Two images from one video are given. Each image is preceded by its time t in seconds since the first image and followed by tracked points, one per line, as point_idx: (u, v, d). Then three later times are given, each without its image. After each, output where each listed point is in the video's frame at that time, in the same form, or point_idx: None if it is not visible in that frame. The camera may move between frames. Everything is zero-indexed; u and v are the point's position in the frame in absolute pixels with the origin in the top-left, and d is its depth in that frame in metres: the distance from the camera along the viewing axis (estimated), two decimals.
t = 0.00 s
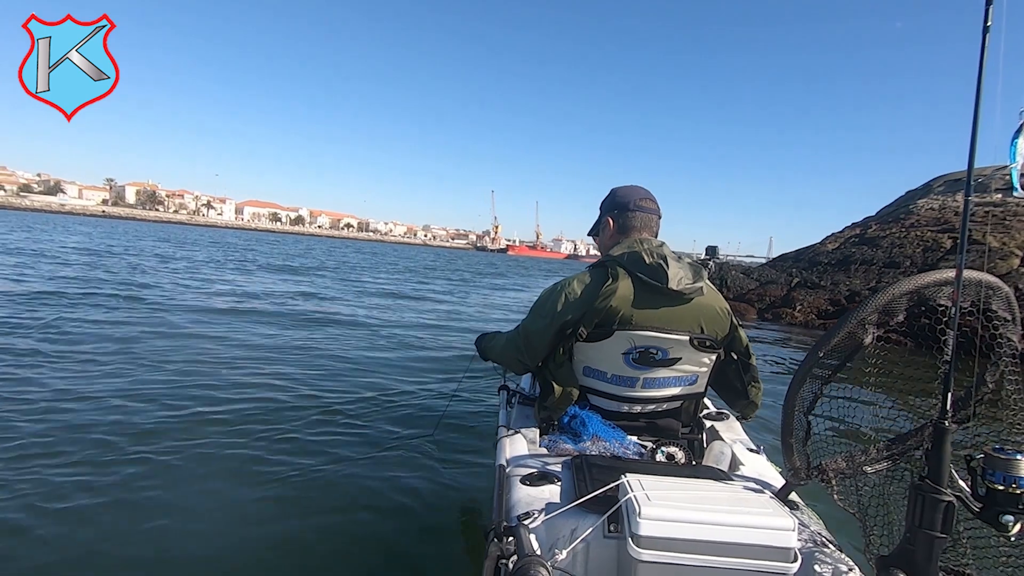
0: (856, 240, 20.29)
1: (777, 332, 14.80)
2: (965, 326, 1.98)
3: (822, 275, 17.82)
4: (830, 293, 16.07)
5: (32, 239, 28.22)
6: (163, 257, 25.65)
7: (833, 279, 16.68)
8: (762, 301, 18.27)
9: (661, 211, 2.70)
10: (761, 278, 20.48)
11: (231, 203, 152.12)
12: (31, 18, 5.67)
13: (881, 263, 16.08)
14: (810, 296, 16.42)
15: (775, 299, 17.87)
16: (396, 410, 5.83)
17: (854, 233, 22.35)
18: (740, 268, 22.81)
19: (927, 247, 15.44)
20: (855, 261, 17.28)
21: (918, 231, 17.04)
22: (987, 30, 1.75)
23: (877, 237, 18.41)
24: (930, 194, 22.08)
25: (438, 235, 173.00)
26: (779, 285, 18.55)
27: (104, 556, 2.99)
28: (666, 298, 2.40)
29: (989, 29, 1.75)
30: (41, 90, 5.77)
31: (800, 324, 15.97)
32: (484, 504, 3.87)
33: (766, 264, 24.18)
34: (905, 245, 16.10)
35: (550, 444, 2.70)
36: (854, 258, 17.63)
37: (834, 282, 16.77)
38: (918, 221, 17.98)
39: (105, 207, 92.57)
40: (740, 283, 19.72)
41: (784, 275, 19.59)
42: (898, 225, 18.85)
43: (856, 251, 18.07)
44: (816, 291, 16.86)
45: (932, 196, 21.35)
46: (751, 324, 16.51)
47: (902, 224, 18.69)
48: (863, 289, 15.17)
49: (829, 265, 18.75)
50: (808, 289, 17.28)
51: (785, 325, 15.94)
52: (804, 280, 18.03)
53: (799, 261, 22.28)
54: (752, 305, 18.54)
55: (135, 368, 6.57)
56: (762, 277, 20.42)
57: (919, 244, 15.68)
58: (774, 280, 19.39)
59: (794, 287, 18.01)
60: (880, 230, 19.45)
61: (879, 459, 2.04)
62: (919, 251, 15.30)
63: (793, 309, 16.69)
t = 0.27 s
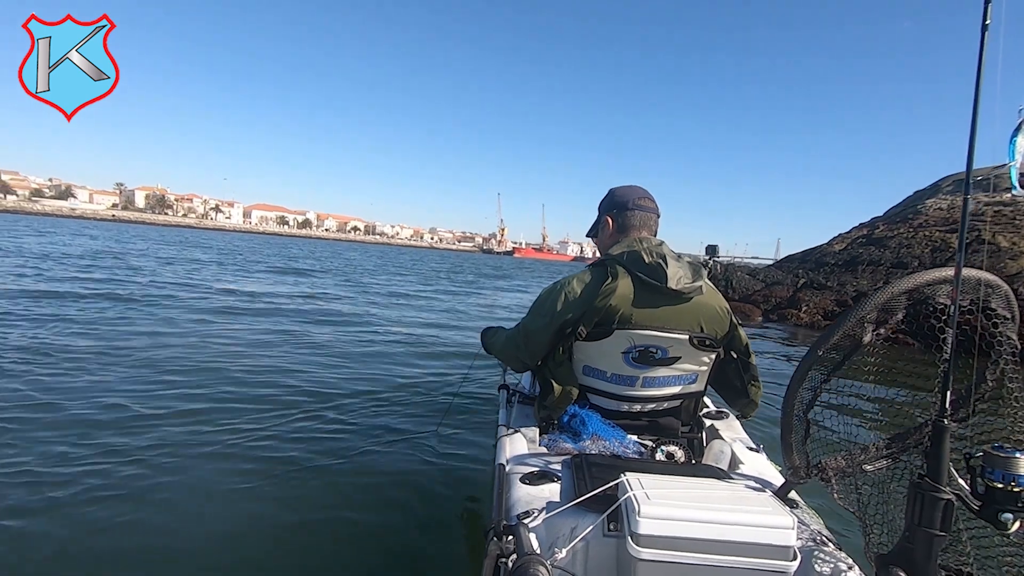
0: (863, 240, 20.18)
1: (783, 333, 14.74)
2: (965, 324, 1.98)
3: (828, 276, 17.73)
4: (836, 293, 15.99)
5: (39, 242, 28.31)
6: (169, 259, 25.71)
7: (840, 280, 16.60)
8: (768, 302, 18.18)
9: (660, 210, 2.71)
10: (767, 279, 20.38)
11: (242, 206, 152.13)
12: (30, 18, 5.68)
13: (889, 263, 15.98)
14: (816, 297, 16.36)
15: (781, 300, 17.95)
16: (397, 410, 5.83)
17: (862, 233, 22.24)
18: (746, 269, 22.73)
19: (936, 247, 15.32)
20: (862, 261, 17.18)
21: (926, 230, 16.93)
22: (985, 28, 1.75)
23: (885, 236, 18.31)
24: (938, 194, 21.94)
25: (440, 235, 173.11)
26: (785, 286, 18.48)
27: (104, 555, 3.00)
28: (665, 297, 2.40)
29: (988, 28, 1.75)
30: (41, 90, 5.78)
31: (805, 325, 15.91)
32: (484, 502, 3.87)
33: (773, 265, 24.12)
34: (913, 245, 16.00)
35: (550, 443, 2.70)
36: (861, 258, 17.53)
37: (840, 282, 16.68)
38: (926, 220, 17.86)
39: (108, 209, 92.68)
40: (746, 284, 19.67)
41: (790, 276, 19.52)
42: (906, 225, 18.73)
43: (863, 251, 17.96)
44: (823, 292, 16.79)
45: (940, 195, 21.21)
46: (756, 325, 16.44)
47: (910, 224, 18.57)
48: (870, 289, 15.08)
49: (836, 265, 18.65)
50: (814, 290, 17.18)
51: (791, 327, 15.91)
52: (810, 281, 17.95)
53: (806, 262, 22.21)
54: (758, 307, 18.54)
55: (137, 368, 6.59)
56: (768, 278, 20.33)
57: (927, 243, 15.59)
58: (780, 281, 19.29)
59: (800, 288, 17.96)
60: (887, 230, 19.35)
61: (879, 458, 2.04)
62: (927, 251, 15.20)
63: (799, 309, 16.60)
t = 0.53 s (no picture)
0: (871, 242, 20.07)
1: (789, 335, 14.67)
2: (963, 323, 1.98)
3: (835, 277, 17.63)
4: (842, 294, 15.92)
5: (48, 244, 28.45)
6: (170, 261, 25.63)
7: (846, 282, 16.50)
8: (774, 305, 18.10)
9: (659, 211, 2.71)
10: (773, 281, 20.29)
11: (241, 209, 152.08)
12: (29, 18, 5.66)
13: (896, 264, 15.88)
14: (823, 299, 16.29)
15: (787, 303, 17.84)
16: (397, 411, 5.81)
17: (870, 235, 22.12)
18: (751, 271, 22.65)
19: (944, 249, 15.21)
20: (869, 263, 17.09)
21: (933, 232, 16.82)
22: (981, 28, 1.76)
23: (893, 238, 18.20)
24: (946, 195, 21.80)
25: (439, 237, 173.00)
26: (791, 288, 18.42)
27: (101, 555, 2.98)
28: (665, 298, 2.40)
29: (984, 27, 1.76)
30: (40, 90, 5.77)
31: (811, 328, 15.83)
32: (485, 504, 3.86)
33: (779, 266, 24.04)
34: (922, 247, 15.88)
35: (551, 445, 2.70)
36: (868, 260, 17.42)
37: (847, 284, 16.59)
38: (935, 222, 17.73)
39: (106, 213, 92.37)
40: (752, 285, 19.59)
41: (796, 278, 19.44)
42: (914, 226, 18.60)
43: (871, 253, 17.84)
44: (829, 293, 16.71)
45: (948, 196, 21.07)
46: (763, 328, 16.36)
47: (918, 225, 18.44)
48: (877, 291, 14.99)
49: (843, 267, 18.55)
50: (821, 292, 17.10)
51: (796, 329, 15.86)
52: (816, 282, 17.89)
53: (812, 264, 22.12)
54: (763, 309, 18.49)
55: (136, 369, 6.56)
56: (774, 280, 20.24)
57: (935, 244, 15.46)
58: (786, 283, 19.22)
59: (807, 290, 17.88)
60: (895, 231, 19.22)
61: (880, 457, 2.05)
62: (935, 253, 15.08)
63: (805, 312, 16.53)
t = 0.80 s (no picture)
0: (880, 243, 19.96)
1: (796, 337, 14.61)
2: (960, 326, 1.98)
3: (843, 279, 17.54)
4: (849, 296, 15.84)
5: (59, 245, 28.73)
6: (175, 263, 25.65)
7: (854, 284, 16.41)
8: (781, 306, 18.03)
9: (656, 214, 2.71)
10: (780, 282, 20.19)
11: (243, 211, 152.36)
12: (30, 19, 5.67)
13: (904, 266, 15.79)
14: (829, 301, 16.23)
15: (794, 304, 17.79)
16: (398, 414, 5.80)
17: (877, 236, 22.00)
18: (757, 272, 22.56)
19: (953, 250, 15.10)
20: (877, 265, 17.01)
21: (942, 233, 16.69)
22: (977, 31, 1.76)
23: (901, 240, 18.08)
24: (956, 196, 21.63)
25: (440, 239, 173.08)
26: (798, 289, 18.35)
27: (100, 560, 2.98)
28: (662, 301, 2.40)
29: (979, 31, 1.76)
30: (41, 91, 5.78)
31: (817, 330, 15.78)
32: (484, 507, 3.85)
33: (785, 268, 23.97)
34: (931, 248, 15.76)
35: (549, 448, 2.70)
36: (876, 262, 17.31)
37: (855, 286, 16.51)
38: (944, 223, 17.60)
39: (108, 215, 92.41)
40: (759, 287, 19.54)
41: (803, 280, 19.35)
42: (923, 227, 18.47)
43: (879, 254, 17.75)
44: (835, 295, 16.63)
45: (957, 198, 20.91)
46: (769, 330, 16.32)
47: (928, 226, 18.30)
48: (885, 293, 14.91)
49: (850, 268, 18.47)
50: (828, 294, 17.02)
51: (801, 330, 15.81)
52: (823, 283, 17.82)
53: (820, 266, 22.05)
54: (769, 310, 18.46)
55: (137, 371, 6.57)
56: (781, 282, 20.19)
57: (944, 247, 15.36)
58: (793, 285, 19.13)
59: (814, 291, 17.82)
60: (904, 233, 19.11)
61: (878, 461, 2.04)
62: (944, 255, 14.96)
63: (811, 313, 16.48)
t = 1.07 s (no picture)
0: (889, 243, 19.81)
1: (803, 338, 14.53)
2: (963, 329, 1.98)
3: (851, 279, 17.43)
4: (857, 296, 15.75)
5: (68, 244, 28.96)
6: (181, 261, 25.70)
7: (862, 284, 16.30)
8: (789, 306, 17.92)
9: (658, 217, 2.70)
10: (788, 283, 20.05)
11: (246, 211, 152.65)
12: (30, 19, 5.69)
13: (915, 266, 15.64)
14: (836, 301, 16.14)
15: (801, 304, 17.71)
16: (399, 414, 5.79)
17: (886, 236, 21.86)
18: (765, 272, 22.42)
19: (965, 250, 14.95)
20: (887, 265, 16.87)
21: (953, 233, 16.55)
22: (980, 34, 1.76)
23: (911, 240, 17.95)
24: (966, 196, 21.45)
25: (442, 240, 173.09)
26: (806, 290, 18.26)
27: (99, 559, 2.99)
28: (665, 303, 2.40)
29: (983, 34, 1.76)
30: (41, 91, 5.80)
31: (824, 330, 15.69)
32: (485, 508, 3.84)
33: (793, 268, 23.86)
34: (942, 248, 15.61)
35: (551, 450, 2.69)
36: (885, 262, 17.19)
37: (863, 286, 16.40)
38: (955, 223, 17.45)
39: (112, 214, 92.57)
40: (766, 287, 19.45)
41: (811, 280, 19.25)
42: (933, 227, 18.33)
43: (888, 254, 17.62)
44: (844, 295, 16.54)
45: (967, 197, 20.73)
46: (776, 330, 16.23)
47: (938, 226, 18.16)
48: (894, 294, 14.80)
49: (859, 268, 18.34)
50: (836, 294, 16.90)
51: (809, 331, 15.74)
52: (832, 284, 17.70)
53: (828, 266, 21.92)
54: (776, 310, 18.39)
55: (140, 369, 6.58)
56: (789, 281, 20.07)
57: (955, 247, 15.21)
58: (801, 285, 19.02)
59: (822, 291, 17.71)
60: (913, 232, 18.96)
61: (881, 464, 2.03)
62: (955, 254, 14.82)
63: (819, 314, 16.39)
